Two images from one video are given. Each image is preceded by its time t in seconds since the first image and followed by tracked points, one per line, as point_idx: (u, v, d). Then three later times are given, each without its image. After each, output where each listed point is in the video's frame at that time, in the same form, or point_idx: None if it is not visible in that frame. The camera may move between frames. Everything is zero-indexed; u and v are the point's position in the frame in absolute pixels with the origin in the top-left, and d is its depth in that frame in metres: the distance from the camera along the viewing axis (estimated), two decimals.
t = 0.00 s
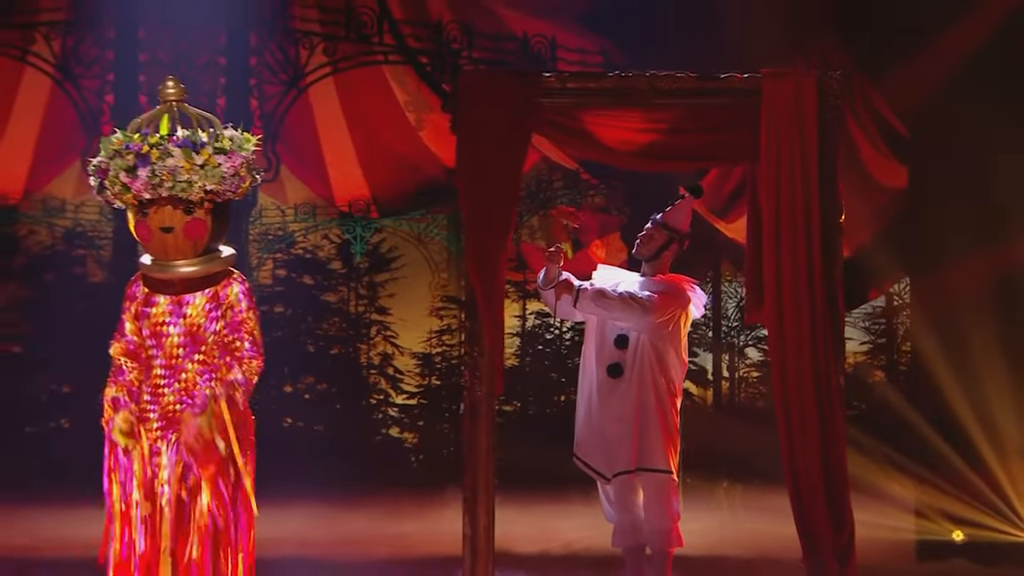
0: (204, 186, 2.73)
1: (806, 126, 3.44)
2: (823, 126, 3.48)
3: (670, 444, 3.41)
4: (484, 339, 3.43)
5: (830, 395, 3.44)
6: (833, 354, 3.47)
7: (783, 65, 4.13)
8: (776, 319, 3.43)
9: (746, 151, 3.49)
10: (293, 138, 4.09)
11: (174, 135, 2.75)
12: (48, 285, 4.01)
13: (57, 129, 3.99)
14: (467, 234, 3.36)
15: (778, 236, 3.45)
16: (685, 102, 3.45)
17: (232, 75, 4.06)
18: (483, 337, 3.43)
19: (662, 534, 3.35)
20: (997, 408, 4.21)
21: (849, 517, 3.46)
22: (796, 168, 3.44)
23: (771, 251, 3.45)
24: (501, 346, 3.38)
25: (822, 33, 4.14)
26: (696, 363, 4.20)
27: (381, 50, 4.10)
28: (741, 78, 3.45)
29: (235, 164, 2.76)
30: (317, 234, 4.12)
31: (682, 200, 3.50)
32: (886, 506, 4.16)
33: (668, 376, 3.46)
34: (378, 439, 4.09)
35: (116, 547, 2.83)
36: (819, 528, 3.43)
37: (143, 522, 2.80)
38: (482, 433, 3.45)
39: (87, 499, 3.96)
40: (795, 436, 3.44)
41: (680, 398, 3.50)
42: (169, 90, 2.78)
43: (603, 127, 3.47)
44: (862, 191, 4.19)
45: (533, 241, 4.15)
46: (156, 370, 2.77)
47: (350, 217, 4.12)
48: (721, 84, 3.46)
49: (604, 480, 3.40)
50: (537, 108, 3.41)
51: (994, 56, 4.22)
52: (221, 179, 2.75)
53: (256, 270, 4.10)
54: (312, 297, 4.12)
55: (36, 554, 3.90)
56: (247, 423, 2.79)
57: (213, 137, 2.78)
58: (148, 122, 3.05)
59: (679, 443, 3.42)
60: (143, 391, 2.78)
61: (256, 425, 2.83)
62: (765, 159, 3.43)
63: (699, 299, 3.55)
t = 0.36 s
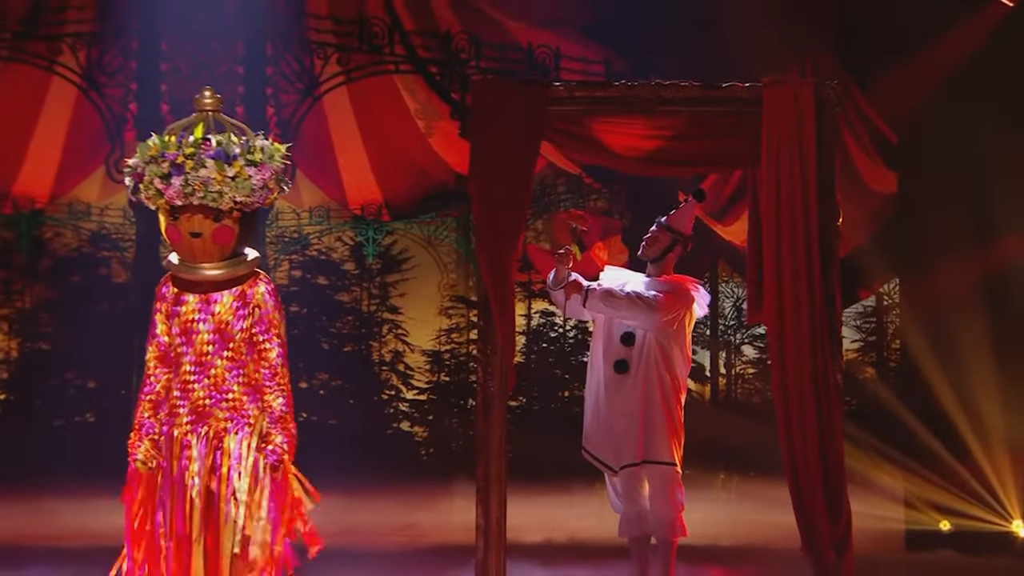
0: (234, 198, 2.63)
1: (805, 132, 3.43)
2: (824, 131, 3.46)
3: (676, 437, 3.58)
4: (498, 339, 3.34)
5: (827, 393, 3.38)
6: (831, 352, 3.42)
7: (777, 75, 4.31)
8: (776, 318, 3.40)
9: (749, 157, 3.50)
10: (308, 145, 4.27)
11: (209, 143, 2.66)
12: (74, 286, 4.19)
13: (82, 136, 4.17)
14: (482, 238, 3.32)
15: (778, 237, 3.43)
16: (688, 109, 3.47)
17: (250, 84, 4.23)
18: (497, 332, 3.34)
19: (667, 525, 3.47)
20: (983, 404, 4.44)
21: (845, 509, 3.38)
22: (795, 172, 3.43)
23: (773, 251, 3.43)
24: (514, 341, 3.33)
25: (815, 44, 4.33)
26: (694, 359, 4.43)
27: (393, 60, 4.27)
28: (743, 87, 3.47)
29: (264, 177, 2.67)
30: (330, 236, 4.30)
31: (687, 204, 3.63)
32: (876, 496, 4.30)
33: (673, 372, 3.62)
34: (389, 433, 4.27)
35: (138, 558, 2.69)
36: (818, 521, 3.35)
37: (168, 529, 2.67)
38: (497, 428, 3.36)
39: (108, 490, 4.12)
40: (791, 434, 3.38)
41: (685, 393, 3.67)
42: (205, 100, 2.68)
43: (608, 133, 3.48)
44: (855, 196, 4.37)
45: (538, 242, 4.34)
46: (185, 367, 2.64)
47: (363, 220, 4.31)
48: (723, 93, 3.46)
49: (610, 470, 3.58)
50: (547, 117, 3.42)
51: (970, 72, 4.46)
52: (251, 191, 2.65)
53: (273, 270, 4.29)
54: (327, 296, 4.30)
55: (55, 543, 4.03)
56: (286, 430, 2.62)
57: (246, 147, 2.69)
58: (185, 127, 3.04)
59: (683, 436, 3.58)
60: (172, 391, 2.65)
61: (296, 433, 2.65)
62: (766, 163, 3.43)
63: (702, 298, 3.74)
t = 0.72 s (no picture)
0: (262, 200, 2.75)
1: (805, 136, 3.51)
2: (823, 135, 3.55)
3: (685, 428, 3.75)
4: (509, 335, 3.44)
5: (826, 390, 3.48)
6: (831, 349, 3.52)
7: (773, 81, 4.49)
8: (776, 316, 3.50)
9: (751, 160, 3.59)
10: (321, 149, 4.45)
11: (239, 146, 2.79)
12: (97, 285, 4.35)
13: (105, 140, 4.34)
14: (496, 236, 3.39)
15: (778, 237, 3.52)
16: (692, 114, 3.55)
17: (266, 90, 4.40)
18: (508, 329, 3.44)
19: (672, 514, 3.66)
20: (972, 397, 4.62)
21: (843, 500, 3.49)
22: (796, 175, 3.51)
23: (773, 252, 3.52)
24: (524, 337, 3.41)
25: (809, 52, 4.50)
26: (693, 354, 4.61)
27: (402, 68, 4.44)
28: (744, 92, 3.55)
29: (292, 180, 2.79)
30: (343, 237, 4.47)
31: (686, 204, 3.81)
32: (869, 486, 4.51)
33: (682, 365, 3.81)
34: (399, 426, 4.45)
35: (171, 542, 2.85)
36: (817, 511, 3.47)
37: (197, 515, 2.81)
38: (508, 421, 3.47)
39: (134, 481, 4.34)
40: (792, 430, 3.48)
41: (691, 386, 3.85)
42: (238, 103, 2.82)
43: (615, 136, 3.57)
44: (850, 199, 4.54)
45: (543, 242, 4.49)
46: (214, 359, 2.77)
47: (375, 221, 4.48)
48: (726, 99, 3.55)
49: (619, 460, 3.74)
50: (556, 121, 3.51)
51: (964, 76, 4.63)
52: (278, 193, 2.76)
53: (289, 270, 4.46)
54: (340, 294, 4.48)
55: (79, 529, 4.23)
56: (303, 420, 2.75)
57: (275, 150, 2.81)
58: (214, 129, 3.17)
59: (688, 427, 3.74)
60: (201, 383, 2.78)
61: (313, 423, 2.78)
62: (766, 165, 3.51)
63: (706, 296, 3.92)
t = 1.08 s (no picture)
0: (288, 200, 2.83)
1: (806, 142, 3.63)
2: (823, 142, 3.68)
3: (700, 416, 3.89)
4: (520, 334, 3.58)
5: (825, 385, 3.64)
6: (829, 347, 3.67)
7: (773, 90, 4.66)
8: (776, 316, 3.67)
9: (752, 166, 3.73)
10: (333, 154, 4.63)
11: (264, 150, 2.88)
12: (120, 285, 4.54)
13: (127, 147, 4.52)
14: (507, 240, 3.53)
15: (777, 239, 3.67)
16: (696, 121, 3.68)
17: (283, 97, 4.59)
18: (517, 327, 3.58)
19: (678, 504, 3.79)
20: (961, 394, 4.80)
21: (841, 488, 3.66)
22: (795, 179, 3.64)
23: (772, 254, 3.68)
24: (533, 335, 3.56)
25: (803, 62, 4.68)
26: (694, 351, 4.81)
27: (413, 76, 4.63)
28: (746, 99, 3.68)
29: (316, 180, 2.88)
30: (356, 239, 4.66)
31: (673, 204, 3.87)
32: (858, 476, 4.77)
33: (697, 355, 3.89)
34: (409, 420, 4.65)
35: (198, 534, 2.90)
36: (816, 502, 3.64)
37: (225, 505, 2.88)
38: (519, 416, 3.60)
39: (155, 472, 4.52)
40: (793, 423, 3.67)
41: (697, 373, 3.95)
42: (263, 110, 2.86)
43: (622, 141, 3.69)
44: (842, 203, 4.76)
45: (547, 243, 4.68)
46: (241, 354, 2.84)
47: (385, 224, 4.66)
48: (728, 107, 3.68)
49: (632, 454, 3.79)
50: (565, 129, 3.63)
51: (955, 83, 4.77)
52: (303, 193, 2.85)
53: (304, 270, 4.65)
54: (353, 294, 4.66)
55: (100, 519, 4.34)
56: (327, 413, 2.82)
57: (299, 154, 2.90)
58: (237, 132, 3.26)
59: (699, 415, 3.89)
60: (229, 378, 2.85)
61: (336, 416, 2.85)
62: (766, 172, 3.66)
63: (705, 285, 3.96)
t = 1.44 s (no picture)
0: (311, 200, 3.00)
1: (805, 146, 3.81)
2: (822, 146, 3.85)
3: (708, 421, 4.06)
4: (529, 330, 3.75)
5: (824, 380, 3.81)
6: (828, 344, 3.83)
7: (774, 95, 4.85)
8: (776, 314, 3.85)
9: (753, 169, 3.92)
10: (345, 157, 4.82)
11: (288, 153, 3.05)
12: (140, 283, 4.73)
13: (148, 151, 4.70)
14: (516, 241, 3.73)
15: (778, 240, 3.85)
16: (699, 125, 3.85)
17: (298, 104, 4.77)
18: (526, 324, 3.75)
19: (679, 495, 3.95)
20: (950, 390, 4.94)
21: (837, 479, 3.82)
22: (795, 182, 3.81)
23: (772, 254, 3.86)
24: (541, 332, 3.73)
25: (797, 69, 4.87)
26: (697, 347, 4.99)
27: (422, 83, 4.81)
28: (747, 105, 3.86)
29: (337, 181, 3.06)
30: (368, 239, 4.84)
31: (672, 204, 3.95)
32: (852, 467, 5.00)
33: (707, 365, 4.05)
34: (419, 413, 4.84)
35: (227, 522, 3.06)
36: (813, 492, 3.82)
37: (254, 495, 3.03)
38: (527, 410, 3.74)
39: (174, 463, 4.71)
40: (794, 415, 3.84)
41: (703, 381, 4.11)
42: (286, 115, 3.02)
43: (627, 145, 3.89)
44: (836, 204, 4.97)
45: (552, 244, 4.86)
46: (267, 350, 3.01)
47: (395, 225, 4.85)
48: (729, 112, 3.86)
49: (634, 450, 3.93)
50: (573, 134, 3.81)
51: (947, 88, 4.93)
52: (325, 194, 3.02)
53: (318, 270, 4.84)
54: (364, 293, 4.85)
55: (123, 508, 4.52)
56: (350, 404, 2.98)
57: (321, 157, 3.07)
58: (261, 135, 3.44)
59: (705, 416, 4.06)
60: (257, 373, 3.02)
61: (358, 407, 3.02)
62: (766, 176, 3.84)
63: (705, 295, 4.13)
